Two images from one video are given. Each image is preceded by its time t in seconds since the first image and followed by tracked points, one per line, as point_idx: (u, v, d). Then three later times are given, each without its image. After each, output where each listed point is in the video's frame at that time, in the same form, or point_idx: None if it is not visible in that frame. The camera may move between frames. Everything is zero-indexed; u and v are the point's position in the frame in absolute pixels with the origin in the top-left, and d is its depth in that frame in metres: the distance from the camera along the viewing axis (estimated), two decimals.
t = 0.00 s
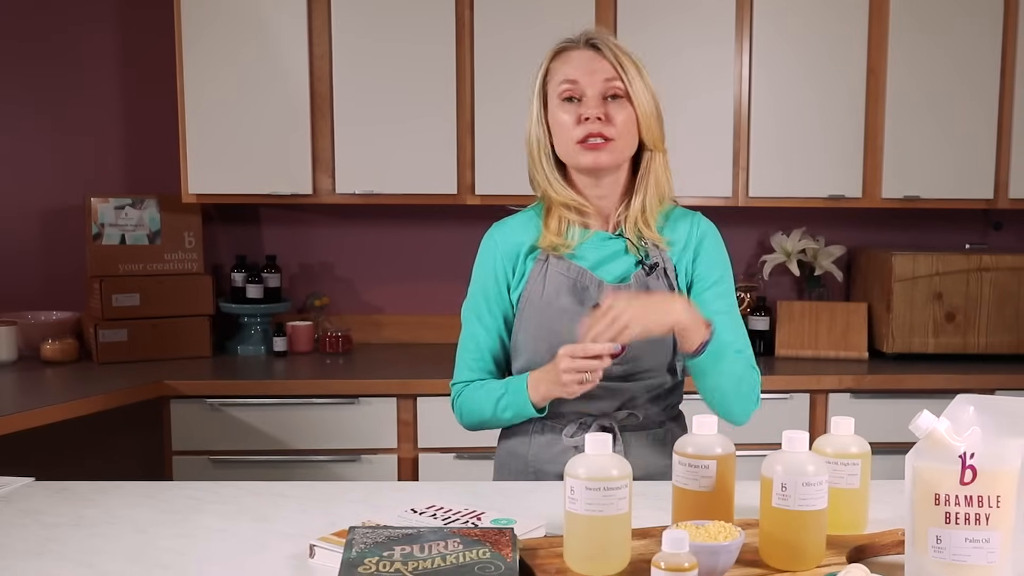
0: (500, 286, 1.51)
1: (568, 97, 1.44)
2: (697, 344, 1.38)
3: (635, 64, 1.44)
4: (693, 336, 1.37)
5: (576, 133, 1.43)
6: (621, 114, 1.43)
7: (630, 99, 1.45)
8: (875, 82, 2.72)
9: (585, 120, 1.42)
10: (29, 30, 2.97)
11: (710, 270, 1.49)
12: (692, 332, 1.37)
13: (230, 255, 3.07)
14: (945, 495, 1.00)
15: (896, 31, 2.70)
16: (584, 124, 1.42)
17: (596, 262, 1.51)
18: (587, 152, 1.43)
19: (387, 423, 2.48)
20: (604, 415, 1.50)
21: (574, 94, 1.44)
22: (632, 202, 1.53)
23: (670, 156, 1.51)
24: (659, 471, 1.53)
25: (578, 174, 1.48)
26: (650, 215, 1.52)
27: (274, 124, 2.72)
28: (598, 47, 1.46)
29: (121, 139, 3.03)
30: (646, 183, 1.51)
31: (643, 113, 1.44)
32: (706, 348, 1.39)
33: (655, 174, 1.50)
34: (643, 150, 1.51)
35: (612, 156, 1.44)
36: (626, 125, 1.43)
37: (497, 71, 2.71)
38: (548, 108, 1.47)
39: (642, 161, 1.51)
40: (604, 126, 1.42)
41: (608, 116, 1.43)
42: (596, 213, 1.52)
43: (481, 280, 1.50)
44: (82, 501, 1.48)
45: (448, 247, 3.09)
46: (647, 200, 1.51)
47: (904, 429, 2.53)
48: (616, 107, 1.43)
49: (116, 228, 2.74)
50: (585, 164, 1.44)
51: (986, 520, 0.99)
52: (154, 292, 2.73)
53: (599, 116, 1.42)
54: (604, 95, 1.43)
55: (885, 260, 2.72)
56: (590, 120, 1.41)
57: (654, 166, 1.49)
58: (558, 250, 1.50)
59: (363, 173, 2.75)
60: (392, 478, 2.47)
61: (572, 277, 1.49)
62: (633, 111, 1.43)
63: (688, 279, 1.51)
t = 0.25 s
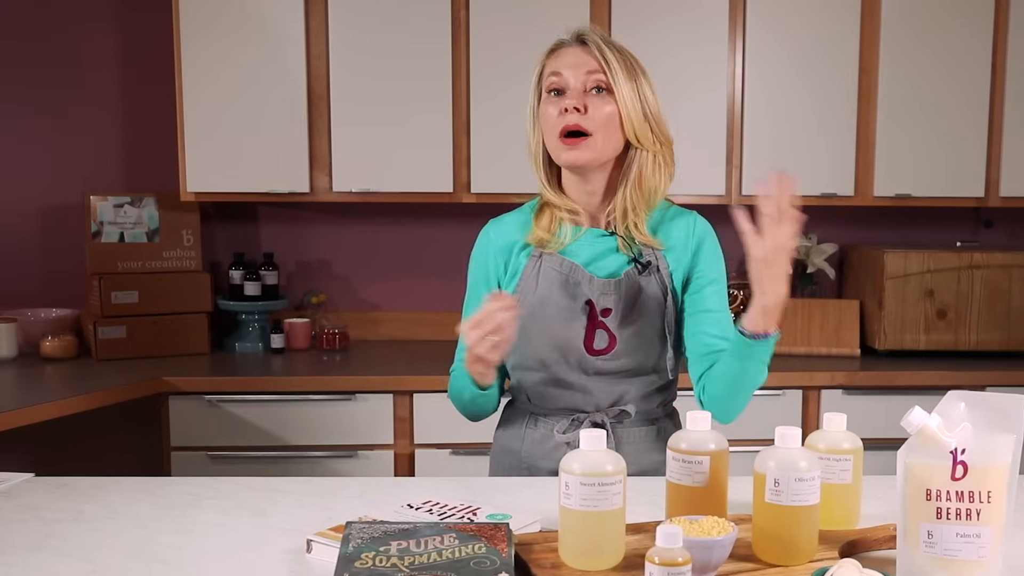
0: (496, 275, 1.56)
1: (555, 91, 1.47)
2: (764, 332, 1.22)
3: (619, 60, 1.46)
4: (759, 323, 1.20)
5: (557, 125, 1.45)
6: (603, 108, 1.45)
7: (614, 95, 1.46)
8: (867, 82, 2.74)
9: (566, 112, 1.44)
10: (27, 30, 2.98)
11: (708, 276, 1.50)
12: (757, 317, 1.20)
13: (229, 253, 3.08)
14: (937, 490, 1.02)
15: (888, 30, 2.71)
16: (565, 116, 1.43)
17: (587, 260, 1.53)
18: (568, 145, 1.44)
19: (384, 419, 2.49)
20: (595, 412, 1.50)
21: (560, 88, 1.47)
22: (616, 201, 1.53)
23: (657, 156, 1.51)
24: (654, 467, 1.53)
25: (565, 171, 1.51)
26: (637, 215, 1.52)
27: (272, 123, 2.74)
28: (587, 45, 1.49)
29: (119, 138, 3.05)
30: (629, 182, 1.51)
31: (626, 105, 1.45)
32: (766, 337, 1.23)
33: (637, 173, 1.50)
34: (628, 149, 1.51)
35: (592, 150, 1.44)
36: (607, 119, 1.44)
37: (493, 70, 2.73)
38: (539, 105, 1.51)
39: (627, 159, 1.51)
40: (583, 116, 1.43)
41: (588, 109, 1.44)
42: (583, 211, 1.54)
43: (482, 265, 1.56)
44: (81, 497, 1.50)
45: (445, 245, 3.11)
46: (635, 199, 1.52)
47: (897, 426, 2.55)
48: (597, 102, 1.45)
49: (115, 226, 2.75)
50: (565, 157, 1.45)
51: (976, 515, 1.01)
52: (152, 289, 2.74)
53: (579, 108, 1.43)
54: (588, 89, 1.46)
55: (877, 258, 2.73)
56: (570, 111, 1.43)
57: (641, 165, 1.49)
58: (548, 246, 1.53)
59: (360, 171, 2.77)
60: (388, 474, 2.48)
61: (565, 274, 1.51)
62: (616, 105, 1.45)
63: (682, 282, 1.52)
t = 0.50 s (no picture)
0: (490, 274, 1.57)
1: (561, 100, 1.47)
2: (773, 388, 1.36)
3: (623, 62, 1.46)
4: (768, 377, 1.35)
5: (570, 135, 1.44)
6: (615, 114, 1.45)
7: (622, 98, 1.46)
8: (859, 82, 2.76)
9: (578, 122, 1.44)
10: (26, 31, 3.00)
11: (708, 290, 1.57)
12: (768, 369, 1.35)
13: (227, 251, 3.10)
14: (928, 485, 1.04)
15: (880, 30, 2.72)
16: (578, 126, 1.43)
17: (589, 262, 1.53)
18: (584, 153, 1.44)
19: (380, 415, 2.51)
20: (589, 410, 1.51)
21: (567, 97, 1.46)
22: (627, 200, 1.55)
23: (662, 150, 1.54)
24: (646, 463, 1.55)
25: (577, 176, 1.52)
26: (646, 214, 1.55)
27: (270, 121, 2.75)
28: (586, 51, 1.48)
29: (117, 138, 3.06)
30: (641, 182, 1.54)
31: (637, 108, 1.46)
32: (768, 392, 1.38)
33: (648, 170, 1.53)
34: (636, 147, 1.54)
35: (608, 156, 1.45)
36: (620, 124, 1.45)
37: (488, 70, 2.74)
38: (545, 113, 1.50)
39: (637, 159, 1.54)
40: (597, 125, 1.44)
41: (600, 117, 1.45)
42: (593, 216, 1.55)
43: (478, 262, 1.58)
44: (80, 492, 1.51)
45: (441, 244, 3.12)
46: (643, 198, 1.54)
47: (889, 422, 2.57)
48: (608, 107, 1.45)
49: (114, 224, 2.76)
50: (580, 162, 1.45)
51: (968, 510, 1.03)
52: (151, 286, 2.75)
53: (592, 117, 1.44)
54: (596, 95, 1.45)
55: (869, 256, 2.75)
56: (583, 122, 1.43)
57: (650, 162, 1.52)
58: (552, 249, 1.53)
59: (357, 170, 2.78)
60: (384, 469, 2.50)
61: (566, 275, 1.51)
62: (627, 109, 1.45)
63: (685, 295, 1.57)
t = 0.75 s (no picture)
0: (490, 270, 1.58)
1: (568, 106, 1.45)
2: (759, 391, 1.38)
3: (632, 70, 1.43)
4: (756, 380, 1.37)
5: (577, 144, 1.43)
6: (622, 122, 1.43)
7: (630, 106, 1.44)
8: (851, 81, 2.77)
9: (586, 131, 1.42)
10: (25, 31, 3.01)
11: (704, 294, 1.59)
12: (757, 372, 1.37)
13: (225, 248, 3.11)
14: (919, 481, 1.05)
15: (872, 30, 2.74)
16: (586, 135, 1.42)
17: (589, 261, 1.54)
18: (590, 163, 1.43)
19: (377, 411, 2.52)
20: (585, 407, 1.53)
21: (574, 103, 1.44)
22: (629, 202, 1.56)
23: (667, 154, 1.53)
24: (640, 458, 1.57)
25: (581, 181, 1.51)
26: (646, 216, 1.56)
27: (267, 120, 2.77)
28: (596, 55, 1.45)
29: (114, 137, 3.07)
30: (644, 186, 1.54)
31: (644, 116, 1.44)
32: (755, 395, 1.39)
33: (652, 175, 1.53)
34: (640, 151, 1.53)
35: (615, 166, 1.44)
36: (627, 133, 1.43)
37: (483, 69, 2.76)
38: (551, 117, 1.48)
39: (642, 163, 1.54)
40: (605, 135, 1.42)
41: (608, 126, 1.43)
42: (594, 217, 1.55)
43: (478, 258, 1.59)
44: (80, 488, 1.53)
45: (438, 242, 3.14)
46: (644, 203, 1.56)
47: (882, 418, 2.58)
48: (616, 116, 1.43)
49: (113, 222, 2.78)
50: (587, 172, 1.44)
51: (959, 505, 1.05)
52: (150, 283, 2.77)
53: (600, 127, 1.42)
54: (604, 103, 1.43)
55: (862, 253, 2.76)
56: (591, 131, 1.42)
57: (654, 167, 1.52)
58: (551, 249, 1.54)
59: (354, 168, 2.80)
60: (381, 465, 2.51)
61: (565, 274, 1.53)
62: (634, 118, 1.43)
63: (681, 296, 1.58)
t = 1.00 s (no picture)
0: (486, 268, 1.60)
1: (566, 108, 1.46)
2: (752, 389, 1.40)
3: (630, 73, 1.44)
4: (748, 377, 1.38)
5: (574, 147, 1.45)
6: (619, 127, 1.45)
7: (627, 110, 1.45)
8: (843, 80, 2.79)
9: (584, 134, 1.44)
10: (23, 31, 3.02)
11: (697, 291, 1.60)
12: (748, 369, 1.38)
13: (223, 246, 3.12)
14: (910, 476, 1.07)
15: (863, 30, 2.76)
16: (583, 138, 1.44)
17: (583, 259, 1.56)
18: (586, 166, 1.45)
19: (373, 408, 2.53)
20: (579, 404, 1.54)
21: (572, 106, 1.46)
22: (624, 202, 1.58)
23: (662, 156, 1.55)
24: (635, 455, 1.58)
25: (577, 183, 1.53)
26: (640, 216, 1.57)
27: (265, 119, 2.78)
28: (595, 58, 1.46)
29: (112, 137, 3.09)
30: (640, 188, 1.56)
31: (640, 121, 1.45)
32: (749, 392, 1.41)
33: (648, 178, 1.55)
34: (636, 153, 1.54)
35: (611, 171, 1.46)
36: (624, 138, 1.45)
37: (479, 68, 2.77)
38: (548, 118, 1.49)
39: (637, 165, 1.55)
40: (602, 139, 1.44)
41: (606, 130, 1.44)
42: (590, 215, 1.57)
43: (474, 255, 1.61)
44: (79, 483, 1.54)
45: (434, 239, 3.15)
46: (638, 203, 1.57)
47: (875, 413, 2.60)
48: (613, 120, 1.44)
49: (112, 219, 2.79)
50: (584, 176, 1.45)
51: (949, 500, 1.06)
52: (148, 281, 2.79)
53: (598, 131, 1.43)
54: (602, 106, 1.45)
55: (853, 251, 2.78)
56: (589, 135, 1.43)
57: (650, 170, 1.54)
58: (547, 247, 1.56)
59: (351, 166, 2.81)
60: (377, 460, 2.53)
61: (560, 272, 1.54)
62: (631, 122, 1.45)
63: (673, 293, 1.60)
